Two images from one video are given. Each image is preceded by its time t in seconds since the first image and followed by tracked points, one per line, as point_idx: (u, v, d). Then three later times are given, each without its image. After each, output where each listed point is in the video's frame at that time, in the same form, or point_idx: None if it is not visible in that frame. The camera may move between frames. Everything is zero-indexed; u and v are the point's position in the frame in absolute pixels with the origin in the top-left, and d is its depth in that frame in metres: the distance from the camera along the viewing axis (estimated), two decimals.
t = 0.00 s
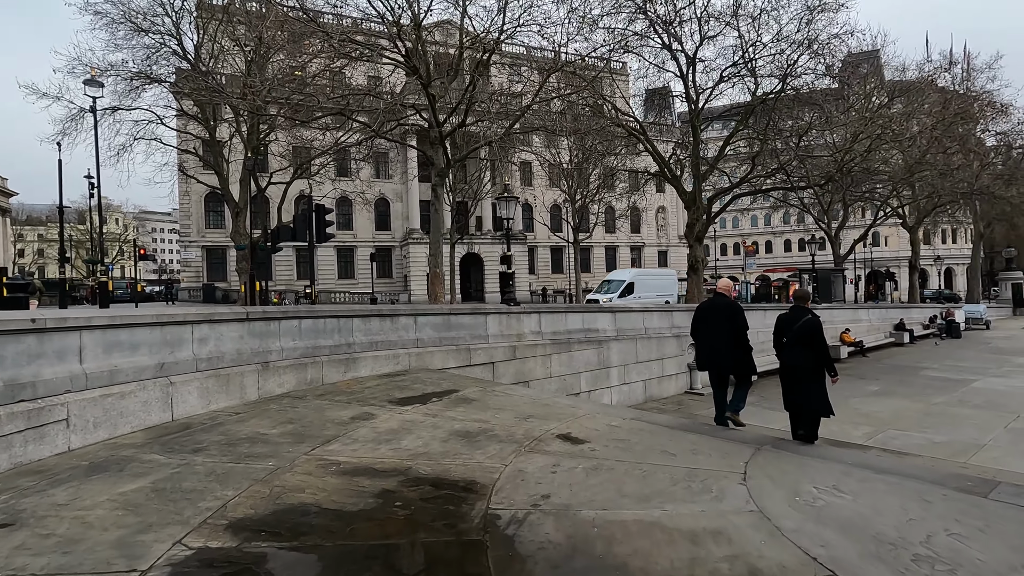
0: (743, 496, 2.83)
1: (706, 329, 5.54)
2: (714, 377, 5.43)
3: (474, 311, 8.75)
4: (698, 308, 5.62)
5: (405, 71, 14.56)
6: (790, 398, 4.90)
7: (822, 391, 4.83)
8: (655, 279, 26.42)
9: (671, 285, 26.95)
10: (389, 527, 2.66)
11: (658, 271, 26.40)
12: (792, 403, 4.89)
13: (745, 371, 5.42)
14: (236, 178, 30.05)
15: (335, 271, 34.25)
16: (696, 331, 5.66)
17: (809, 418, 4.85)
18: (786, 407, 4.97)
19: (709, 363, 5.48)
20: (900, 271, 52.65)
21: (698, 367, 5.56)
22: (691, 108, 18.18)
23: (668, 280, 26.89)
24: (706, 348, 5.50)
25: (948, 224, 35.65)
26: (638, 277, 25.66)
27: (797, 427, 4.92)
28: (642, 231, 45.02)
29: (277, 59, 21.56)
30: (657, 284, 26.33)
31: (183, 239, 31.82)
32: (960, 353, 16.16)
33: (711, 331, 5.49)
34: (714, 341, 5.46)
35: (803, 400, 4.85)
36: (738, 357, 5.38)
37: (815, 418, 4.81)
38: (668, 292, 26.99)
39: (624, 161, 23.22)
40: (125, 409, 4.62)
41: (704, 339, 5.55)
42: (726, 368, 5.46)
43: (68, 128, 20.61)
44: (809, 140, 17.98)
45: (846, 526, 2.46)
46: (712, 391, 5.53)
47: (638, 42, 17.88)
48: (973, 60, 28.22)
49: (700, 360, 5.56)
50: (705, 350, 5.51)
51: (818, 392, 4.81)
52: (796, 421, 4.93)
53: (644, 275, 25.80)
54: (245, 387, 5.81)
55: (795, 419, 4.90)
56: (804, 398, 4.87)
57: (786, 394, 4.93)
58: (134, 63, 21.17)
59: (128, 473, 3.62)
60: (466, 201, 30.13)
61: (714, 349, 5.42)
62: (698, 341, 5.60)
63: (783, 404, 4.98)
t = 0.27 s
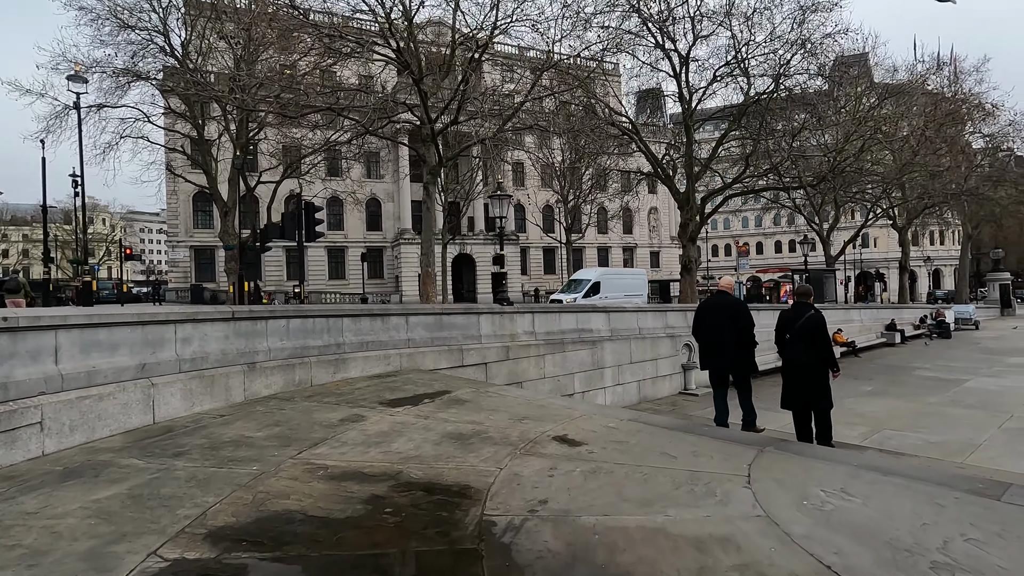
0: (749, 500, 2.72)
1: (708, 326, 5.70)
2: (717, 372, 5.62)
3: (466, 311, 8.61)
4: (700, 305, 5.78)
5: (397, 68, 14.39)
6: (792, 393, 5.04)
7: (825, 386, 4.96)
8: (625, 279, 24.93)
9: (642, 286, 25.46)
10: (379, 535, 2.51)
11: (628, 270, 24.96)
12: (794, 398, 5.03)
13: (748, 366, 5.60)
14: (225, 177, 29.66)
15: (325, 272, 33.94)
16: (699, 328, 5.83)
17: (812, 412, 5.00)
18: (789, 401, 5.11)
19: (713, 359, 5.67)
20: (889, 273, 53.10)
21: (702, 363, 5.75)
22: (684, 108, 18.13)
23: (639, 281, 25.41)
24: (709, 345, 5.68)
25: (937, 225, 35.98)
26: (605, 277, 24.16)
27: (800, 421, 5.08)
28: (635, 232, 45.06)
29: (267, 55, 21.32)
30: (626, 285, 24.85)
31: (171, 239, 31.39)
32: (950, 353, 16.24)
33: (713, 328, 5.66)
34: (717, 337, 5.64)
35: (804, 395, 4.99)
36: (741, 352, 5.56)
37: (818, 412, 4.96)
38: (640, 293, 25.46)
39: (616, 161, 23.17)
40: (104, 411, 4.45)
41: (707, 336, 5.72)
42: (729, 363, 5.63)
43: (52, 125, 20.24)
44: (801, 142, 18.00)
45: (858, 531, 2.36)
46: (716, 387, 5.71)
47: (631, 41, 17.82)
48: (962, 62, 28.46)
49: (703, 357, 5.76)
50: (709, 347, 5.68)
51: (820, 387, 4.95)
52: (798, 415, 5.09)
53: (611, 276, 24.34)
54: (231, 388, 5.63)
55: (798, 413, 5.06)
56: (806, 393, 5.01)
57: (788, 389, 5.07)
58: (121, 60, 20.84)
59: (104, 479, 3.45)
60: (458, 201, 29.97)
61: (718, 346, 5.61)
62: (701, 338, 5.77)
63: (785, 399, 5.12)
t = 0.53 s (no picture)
0: (742, 507, 2.63)
1: (707, 330, 5.90)
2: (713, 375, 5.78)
3: (447, 313, 8.45)
4: (700, 310, 5.99)
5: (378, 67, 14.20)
6: (782, 397, 5.10)
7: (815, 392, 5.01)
8: (579, 280, 24.86)
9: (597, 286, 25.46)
10: (354, 552, 2.36)
11: (582, 272, 24.92)
12: (784, 402, 5.08)
13: (743, 371, 5.76)
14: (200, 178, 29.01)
15: (304, 275, 33.42)
16: (699, 333, 6.03)
17: (801, 417, 5.03)
18: (778, 405, 5.15)
19: (710, 363, 5.85)
20: (864, 276, 54.19)
21: (699, 366, 5.94)
22: (665, 111, 18.22)
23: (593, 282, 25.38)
24: (708, 348, 5.87)
25: (909, 229, 36.79)
26: (559, 279, 24.03)
27: (788, 426, 5.10)
28: (616, 235, 45.28)
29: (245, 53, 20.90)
30: (581, 286, 24.77)
31: (144, 242, 30.60)
32: (925, 354, 16.55)
33: (712, 332, 5.87)
34: (716, 341, 5.85)
35: (794, 399, 5.04)
36: (738, 357, 5.76)
37: (806, 418, 5.00)
38: (595, 295, 25.43)
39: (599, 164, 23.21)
40: (62, 420, 4.23)
41: (705, 340, 5.92)
42: (725, 368, 5.80)
43: (18, 123, 19.57)
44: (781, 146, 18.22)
45: (855, 539, 2.28)
46: (711, 390, 5.85)
47: (613, 45, 17.85)
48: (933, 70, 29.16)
49: (701, 361, 5.94)
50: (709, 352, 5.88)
51: (811, 392, 4.99)
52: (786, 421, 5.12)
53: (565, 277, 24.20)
54: (202, 395, 5.41)
55: (787, 418, 5.09)
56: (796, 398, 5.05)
57: (778, 393, 5.13)
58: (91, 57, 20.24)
59: (58, 493, 3.23)
60: (439, 203, 29.75)
61: (716, 350, 5.82)
62: (700, 342, 5.97)
63: (774, 403, 5.17)
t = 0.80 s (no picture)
0: (728, 514, 2.54)
1: (698, 337, 5.91)
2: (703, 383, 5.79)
3: (425, 315, 8.27)
4: (691, 317, 5.99)
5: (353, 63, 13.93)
6: (770, 407, 5.10)
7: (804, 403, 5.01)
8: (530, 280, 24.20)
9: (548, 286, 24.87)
10: (319, 570, 2.20)
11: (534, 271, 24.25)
12: (773, 412, 5.07)
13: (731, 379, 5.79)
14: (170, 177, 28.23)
15: (279, 276, 32.76)
16: (688, 340, 6.04)
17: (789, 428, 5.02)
18: (767, 415, 5.14)
19: (700, 370, 5.86)
20: (836, 277, 55.34)
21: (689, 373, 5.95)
22: (644, 112, 18.27)
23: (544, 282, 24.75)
24: (698, 355, 5.88)
25: (880, 232, 37.65)
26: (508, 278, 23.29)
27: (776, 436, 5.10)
28: (595, 237, 45.46)
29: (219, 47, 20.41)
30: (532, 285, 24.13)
31: (111, 242, 29.64)
32: (897, 354, 16.87)
33: (702, 339, 5.88)
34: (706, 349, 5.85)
35: (782, 409, 5.03)
36: (726, 364, 5.79)
37: (794, 429, 4.98)
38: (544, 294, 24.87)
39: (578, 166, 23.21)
40: (8, 429, 3.98)
41: (696, 347, 5.93)
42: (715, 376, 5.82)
43: None
44: (757, 148, 18.43)
45: (845, 547, 2.19)
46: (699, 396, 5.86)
47: (592, 46, 17.84)
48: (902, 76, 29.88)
49: (691, 368, 5.95)
50: (699, 359, 5.88)
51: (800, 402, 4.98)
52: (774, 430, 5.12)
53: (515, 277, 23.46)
54: (164, 401, 5.16)
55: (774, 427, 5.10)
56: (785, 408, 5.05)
57: (767, 402, 5.12)
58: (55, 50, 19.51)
59: None
60: (418, 204, 29.45)
61: (706, 358, 5.82)
62: (691, 349, 5.96)
63: (763, 413, 5.16)
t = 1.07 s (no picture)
0: (708, 526, 2.44)
1: (680, 339, 5.87)
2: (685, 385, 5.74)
3: (399, 317, 8.08)
4: (673, 319, 5.95)
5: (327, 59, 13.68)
6: (755, 408, 5.06)
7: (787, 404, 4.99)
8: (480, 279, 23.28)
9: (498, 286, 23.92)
10: None
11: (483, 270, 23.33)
12: (756, 413, 5.05)
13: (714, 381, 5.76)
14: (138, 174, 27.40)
15: (253, 277, 32.06)
16: (670, 343, 6.00)
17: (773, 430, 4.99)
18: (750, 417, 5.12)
19: (682, 373, 5.81)
20: (810, 278, 56.42)
21: (672, 375, 5.90)
22: (622, 113, 18.28)
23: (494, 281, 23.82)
24: (680, 357, 5.83)
25: (851, 233, 38.44)
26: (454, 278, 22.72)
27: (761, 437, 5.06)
28: (574, 238, 45.57)
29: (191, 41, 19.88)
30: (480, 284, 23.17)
31: (75, 241, 28.65)
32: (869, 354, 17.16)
33: (684, 342, 5.83)
34: (688, 350, 5.81)
35: (767, 411, 5.00)
36: (709, 366, 5.76)
37: (777, 430, 4.96)
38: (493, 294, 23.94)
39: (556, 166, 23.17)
40: None
41: (678, 349, 5.88)
42: (698, 377, 5.78)
43: None
44: (734, 150, 18.59)
45: (828, 561, 2.11)
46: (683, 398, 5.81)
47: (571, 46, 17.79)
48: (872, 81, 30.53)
49: (674, 370, 5.89)
50: (682, 360, 5.83)
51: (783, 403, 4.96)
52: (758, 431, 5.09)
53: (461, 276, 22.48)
54: (120, 409, 4.91)
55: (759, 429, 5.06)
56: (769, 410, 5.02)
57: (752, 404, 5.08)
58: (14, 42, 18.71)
59: None
60: (395, 204, 29.08)
61: (689, 359, 5.77)
62: (673, 351, 5.92)
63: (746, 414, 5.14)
